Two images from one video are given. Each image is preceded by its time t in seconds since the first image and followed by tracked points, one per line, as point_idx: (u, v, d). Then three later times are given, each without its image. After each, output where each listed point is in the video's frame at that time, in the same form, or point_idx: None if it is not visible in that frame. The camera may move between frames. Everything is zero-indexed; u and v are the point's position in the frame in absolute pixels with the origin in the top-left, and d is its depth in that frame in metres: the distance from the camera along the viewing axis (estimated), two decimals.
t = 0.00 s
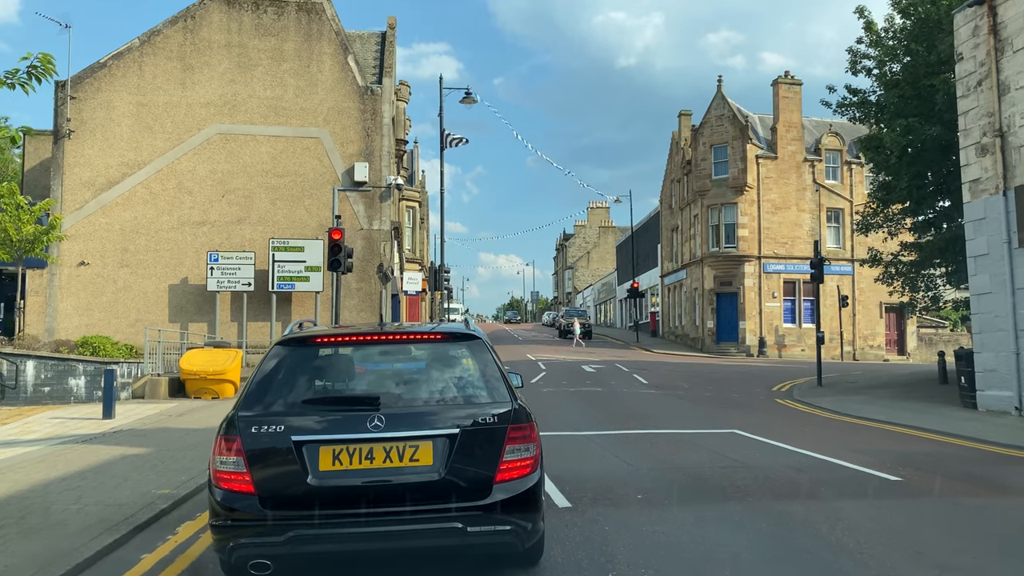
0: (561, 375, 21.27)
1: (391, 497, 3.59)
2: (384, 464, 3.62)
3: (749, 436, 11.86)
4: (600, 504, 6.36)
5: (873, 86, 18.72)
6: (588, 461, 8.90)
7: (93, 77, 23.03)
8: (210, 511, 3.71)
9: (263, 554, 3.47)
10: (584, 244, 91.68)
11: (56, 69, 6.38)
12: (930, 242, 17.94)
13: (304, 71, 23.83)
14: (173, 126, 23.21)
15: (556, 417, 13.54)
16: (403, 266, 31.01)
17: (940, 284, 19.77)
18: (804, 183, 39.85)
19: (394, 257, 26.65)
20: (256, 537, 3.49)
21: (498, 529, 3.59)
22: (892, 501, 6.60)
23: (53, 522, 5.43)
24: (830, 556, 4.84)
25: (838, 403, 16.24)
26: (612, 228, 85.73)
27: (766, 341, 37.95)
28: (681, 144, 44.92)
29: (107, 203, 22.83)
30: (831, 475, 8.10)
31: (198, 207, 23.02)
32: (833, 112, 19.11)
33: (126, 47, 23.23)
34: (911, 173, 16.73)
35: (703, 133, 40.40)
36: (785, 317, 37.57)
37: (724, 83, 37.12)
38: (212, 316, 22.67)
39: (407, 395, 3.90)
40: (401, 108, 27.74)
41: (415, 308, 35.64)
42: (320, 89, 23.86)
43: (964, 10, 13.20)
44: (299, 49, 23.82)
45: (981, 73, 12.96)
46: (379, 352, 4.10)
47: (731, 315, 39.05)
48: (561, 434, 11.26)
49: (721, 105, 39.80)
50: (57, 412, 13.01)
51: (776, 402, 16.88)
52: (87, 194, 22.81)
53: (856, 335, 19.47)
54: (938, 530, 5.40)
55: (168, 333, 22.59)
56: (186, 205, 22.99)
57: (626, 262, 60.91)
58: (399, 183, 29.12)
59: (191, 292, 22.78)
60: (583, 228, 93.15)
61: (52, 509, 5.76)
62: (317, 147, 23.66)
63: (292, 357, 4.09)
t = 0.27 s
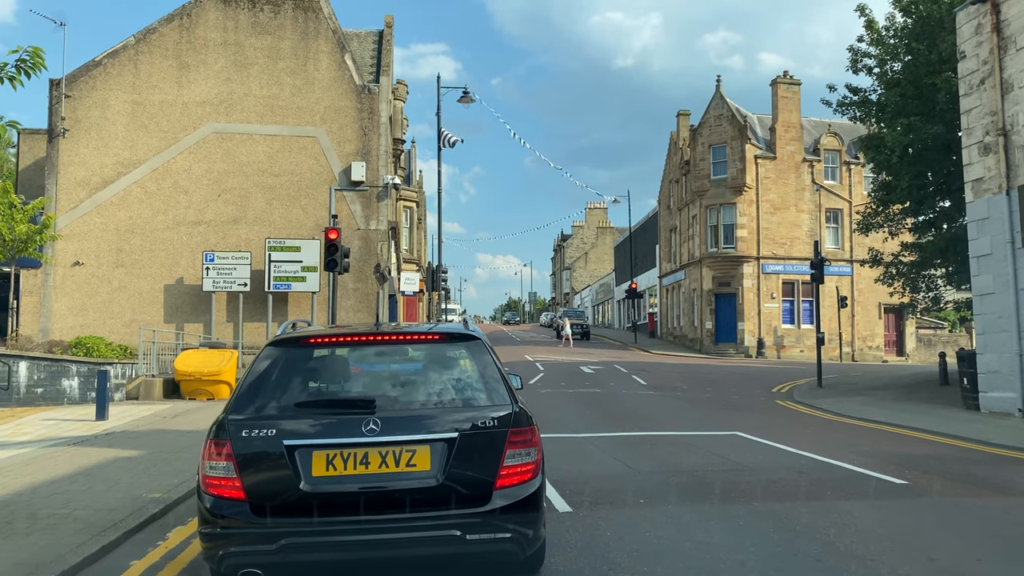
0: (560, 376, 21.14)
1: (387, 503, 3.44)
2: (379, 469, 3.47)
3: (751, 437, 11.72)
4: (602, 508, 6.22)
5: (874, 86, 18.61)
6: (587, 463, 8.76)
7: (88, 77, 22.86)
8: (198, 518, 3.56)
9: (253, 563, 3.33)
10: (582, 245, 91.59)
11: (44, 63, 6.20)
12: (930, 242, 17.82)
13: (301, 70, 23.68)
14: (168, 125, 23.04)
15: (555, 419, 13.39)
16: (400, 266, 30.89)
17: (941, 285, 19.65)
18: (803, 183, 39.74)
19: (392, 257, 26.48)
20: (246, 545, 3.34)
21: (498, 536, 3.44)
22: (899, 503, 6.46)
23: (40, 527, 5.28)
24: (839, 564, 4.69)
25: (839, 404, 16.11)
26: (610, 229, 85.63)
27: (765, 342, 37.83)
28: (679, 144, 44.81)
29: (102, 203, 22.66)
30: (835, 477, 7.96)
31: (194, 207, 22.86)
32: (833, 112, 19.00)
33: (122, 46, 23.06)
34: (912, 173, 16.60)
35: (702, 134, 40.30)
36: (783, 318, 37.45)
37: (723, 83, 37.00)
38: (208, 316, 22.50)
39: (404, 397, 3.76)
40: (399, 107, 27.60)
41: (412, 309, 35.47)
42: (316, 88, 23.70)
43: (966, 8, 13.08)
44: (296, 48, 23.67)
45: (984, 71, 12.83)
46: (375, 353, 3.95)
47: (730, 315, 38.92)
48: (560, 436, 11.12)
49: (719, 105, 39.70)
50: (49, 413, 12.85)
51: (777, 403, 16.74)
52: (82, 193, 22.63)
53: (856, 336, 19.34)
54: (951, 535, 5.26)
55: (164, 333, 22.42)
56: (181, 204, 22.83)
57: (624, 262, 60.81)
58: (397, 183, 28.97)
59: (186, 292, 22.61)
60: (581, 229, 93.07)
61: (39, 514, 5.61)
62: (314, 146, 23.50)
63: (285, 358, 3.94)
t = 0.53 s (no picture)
0: (558, 377, 21.07)
1: (382, 507, 3.37)
2: (376, 473, 3.40)
3: (751, 438, 11.64)
4: (602, 510, 6.15)
5: (873, 86, 18.57)
6: (586, 465, 8.69)
7: (85, 77, 22.74)
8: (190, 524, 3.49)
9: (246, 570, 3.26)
10: (581, 246, 91.60)
11: (37, 61, 6.14)
12: (930, 243, 17.78)
13: (299, 70, 23.60)
14: (165, 125, 22.96)
15: (554, 420, 13.33)
16: (398, 267, 30.81)
17: (940, 286, 19.60)
18: (801, 184, 39.70)
19: (390, 258, 26.42)
20: (239, 551, 3.27)
21: (497, 542, 3.38)
22: (900, 505, 6.41)
23: (30, 532, 5.20)
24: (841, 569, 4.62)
25: (838, 405, 16.06)
26: (609, 230, 85.62)
27: (763, 343, 37.80)
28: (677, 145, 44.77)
29: (99, 203, 22.56)
30: (836, 478, 7.90)
31: (191, 207, 22.78)
32: (833, 113, 18.96)
33: (119, 46, 22.97)
34: (912, 173, 16.55)
35: (700, 134, 40.27)
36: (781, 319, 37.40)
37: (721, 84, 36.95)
38: (205, 317, 22.42)
39: (401, 399, 3.69)
40: (397, 107, 27.53)
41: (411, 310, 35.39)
42: (314, 88, 23.63)
43: (966, 7, 13.03)
44: (293, 48, 23.59)
45: (984, 71, 12.78)
46: (372, 354, 3.87)
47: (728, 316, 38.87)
48: (559, 437, 11.04)
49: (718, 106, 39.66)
50: (44, 414, 12.77)
51: (777, 404, 16.69)
52: (79, 194, 22.54)
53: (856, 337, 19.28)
54: (957, 539, 5.19)
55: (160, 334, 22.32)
56: (178, 205, 22.74)
57: (622, 264, 60.77)
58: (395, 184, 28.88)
59: (183, 293, 22.53)
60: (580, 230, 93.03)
61: (30, 518, 5.53)
62: (312, 146, 23.42)
63: (280, 359, 3.87)
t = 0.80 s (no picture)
0: (557, 377, 21.02)
1: (380, 510, 3.32)
2: (374, 475, 3.35)
3: (751, 438, 11.58)
4: (602, 511, 6.10)
5: (873, 85, 18.53)
6: (586, 466, 8.63)
7: (83, 76, 22.67)
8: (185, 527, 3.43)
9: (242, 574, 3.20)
10: (579, 246, 91.55)
11: (33, 60, 6.09)
12: (929, 243, 17.74)
13: (297, 69, 23.53)
14: (163, 125, 22.89)
15: (554, 420, 13.27)
16: (397, 267, 30.73)
17: (940, 286, 19.56)
18: (800, 184, 39.66)
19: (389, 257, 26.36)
20: (235, 555, 3.22)
21: (497, 545, 3.32)
22: (903, 506, 6.36)
23: (24, 534, 5.13)
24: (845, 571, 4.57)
25: (837, 406, 16.02)
26: (607, 230, 85.56)
27: (762, 343, 37.77)
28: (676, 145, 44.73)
29: (96, 203, 22.49)
30: (838, 479, 7.85)
31: (189, 207, 22.71)
32: (833, 112, 18.92)
33: (117, 45, 22.89)
34: (912, 173, 16.51)
35: (699, 134, 40.23)
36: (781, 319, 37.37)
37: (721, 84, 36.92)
38: (203, 317, 22.35)
39: (399, 400, 3.63)
40: (396, 107, 27.46)
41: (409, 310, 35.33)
42: (312, 88, 23.57)
43: (966, 7, 12.99)
44: (291, 47, 23.53)
45: (985, 71, 12.73)
46: (371, 354, 3.82)
47: (727, 316, 38.82)
48: (558, 438, 10.98)
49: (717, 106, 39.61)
50: (41, 415, 12.71)
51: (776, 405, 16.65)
52: (76, 193, 22.46)
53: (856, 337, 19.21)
54: (960, 541, 5.14)
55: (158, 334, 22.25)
56: (176, 204, 22.67)
57: (620, 264, 60.71)
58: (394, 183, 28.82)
59: (181, 293, 22.46)
60: (578, 230, 92.99)
61: (24, 520, 5.46)
62: (310, 146, 23.36)
63: (277, 359, 3.82)
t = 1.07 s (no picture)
0: (556, 378, 21.01)
1: (379, 511, 3.31)
2: (373, 476, 3.34)
3: (750, 438, 11.58)
4: (602, 512, 6.10)
5: (872, 86, 18.54)
6: (585, 466, 8.63)
7: (82, 77, 22.66)
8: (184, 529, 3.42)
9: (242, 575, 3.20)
10: (578, 246, 91.57)
11: (31, 60, 6.09)
12: (928, 243, 17.75)
13: (297, 70, 23.53)
14: (162, 125, 22.87)
15: (553, 420, 13.26)
16: (396, 268, 30.71)
17: (939, 286, 19.57)
18: (799, 185, 39.66)
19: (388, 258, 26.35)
20: (234, 556, 3.21)
21: (496, 547, 3.32)
22: (902, 506, 6.37)
23: (22, 535, 5.13)
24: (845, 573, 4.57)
25: (836, 406, 16.02)
26: (606, 231, 85.56)
27: (761, 343, 37.78)
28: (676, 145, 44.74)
29: (95, 203, 22.47)
30: (837, 480, 7.86)
31: (188, 207, 22.69)
32: (832, 112, 18.92)
33: (116, 45, 22.88)
34: (910, 173, 16.52)
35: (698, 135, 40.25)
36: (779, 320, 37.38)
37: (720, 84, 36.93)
38: (202, 318, 22.33)
39: (398, 401, 3.63)
40: (395, 108, 27.46)
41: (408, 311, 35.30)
42: (311, 88, 23.56)
43: (966, 7, 12.99)
44: (291, 47, 23.52)
45: (983, 72, 12.74)
46: (370, 355, 3.81)
47: (726, 317, 38.82)
48: (557, 438, 10.98)
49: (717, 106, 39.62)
50: (40, 415, 12.68)
51: (775, 405, 16.65)
52: (75, 194, 22.45)
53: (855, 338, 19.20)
54: (959, 541, 5.15)
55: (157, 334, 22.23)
56: (175, 205, 22.66)
57: (619, 264, 60.68)
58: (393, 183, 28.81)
59: (180, 294, 22.44)
60: (577, 231, 93.00)
61: (22, 521, 5.45)
62: (309, 147, 23.36)
63: (276, 359, 3.81)
